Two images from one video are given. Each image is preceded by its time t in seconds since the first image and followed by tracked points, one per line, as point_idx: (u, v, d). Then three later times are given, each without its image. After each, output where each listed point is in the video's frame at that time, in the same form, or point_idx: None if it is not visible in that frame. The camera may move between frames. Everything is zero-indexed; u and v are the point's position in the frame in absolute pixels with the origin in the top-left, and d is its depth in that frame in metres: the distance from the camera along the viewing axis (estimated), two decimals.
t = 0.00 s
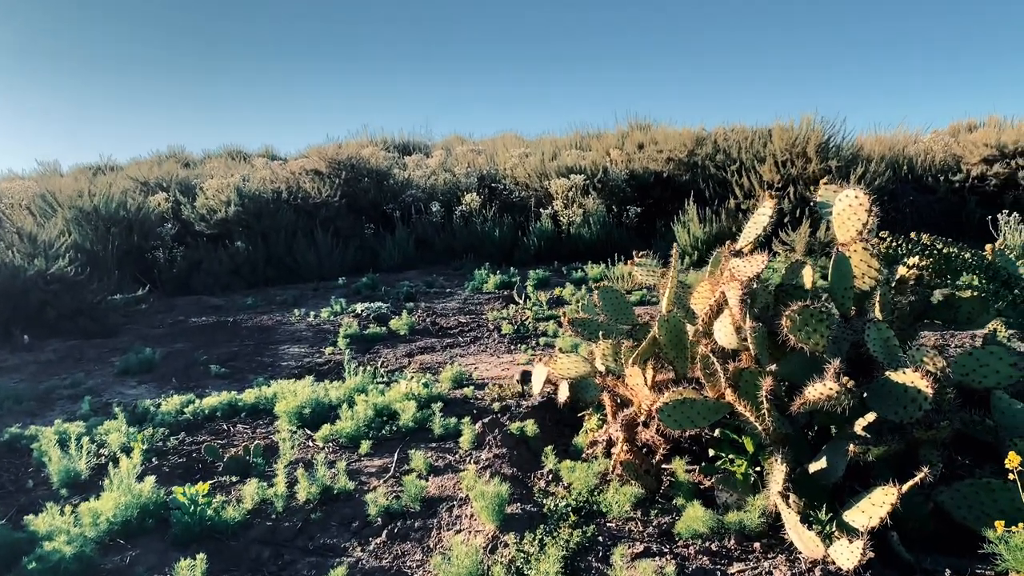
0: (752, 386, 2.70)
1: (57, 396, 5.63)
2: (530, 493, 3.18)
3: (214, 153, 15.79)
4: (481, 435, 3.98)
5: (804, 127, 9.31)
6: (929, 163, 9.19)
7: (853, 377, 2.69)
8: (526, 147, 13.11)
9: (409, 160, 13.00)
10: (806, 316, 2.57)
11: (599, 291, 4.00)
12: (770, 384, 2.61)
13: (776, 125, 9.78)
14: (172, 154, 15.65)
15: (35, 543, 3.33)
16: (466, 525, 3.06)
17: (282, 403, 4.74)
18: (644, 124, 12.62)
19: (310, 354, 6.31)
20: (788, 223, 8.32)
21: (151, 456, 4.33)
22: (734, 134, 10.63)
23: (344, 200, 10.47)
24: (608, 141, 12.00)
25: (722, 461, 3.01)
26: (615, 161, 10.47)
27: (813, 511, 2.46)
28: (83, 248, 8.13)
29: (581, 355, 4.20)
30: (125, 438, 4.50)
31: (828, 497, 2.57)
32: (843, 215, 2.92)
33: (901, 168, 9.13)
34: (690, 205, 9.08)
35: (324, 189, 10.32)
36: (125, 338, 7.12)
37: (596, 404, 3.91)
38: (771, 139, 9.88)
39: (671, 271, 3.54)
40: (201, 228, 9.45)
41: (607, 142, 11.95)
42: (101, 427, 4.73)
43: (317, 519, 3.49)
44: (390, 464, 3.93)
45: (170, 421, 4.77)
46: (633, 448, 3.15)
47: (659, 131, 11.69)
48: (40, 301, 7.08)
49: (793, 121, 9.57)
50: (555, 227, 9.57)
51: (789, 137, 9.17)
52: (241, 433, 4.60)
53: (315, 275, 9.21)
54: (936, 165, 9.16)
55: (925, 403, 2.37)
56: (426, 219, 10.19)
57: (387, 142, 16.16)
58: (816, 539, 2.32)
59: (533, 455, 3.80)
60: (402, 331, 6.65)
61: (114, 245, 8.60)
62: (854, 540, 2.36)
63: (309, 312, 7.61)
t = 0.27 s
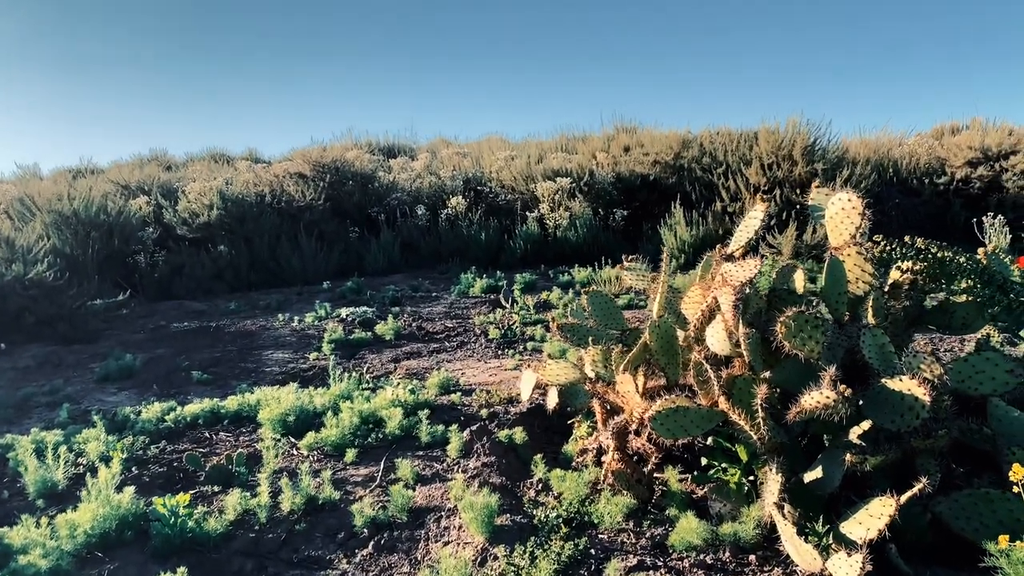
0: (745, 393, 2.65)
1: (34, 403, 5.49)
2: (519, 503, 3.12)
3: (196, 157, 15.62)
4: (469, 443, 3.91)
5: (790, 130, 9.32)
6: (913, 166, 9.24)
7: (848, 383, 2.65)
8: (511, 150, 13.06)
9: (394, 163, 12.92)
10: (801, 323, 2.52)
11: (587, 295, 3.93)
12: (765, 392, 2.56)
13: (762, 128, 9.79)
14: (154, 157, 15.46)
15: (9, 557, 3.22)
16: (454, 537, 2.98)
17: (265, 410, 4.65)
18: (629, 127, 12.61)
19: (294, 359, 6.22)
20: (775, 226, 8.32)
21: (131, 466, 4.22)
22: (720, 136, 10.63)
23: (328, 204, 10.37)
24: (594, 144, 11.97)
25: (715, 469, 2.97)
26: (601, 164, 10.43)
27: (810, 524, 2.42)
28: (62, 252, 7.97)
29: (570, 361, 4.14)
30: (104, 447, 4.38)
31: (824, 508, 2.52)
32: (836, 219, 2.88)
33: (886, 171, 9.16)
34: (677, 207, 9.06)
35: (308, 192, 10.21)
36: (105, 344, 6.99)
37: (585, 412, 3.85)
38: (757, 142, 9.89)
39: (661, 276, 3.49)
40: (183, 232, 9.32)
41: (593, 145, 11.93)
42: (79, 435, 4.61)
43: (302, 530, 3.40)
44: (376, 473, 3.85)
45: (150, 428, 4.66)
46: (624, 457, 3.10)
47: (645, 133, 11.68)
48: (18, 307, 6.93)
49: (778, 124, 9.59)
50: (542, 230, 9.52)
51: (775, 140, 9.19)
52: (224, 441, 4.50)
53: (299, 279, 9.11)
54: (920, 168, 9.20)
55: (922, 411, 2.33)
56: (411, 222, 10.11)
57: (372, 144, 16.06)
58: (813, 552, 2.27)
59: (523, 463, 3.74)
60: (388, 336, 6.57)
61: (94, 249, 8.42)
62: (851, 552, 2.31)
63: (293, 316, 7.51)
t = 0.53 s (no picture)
0: (745, 402, 2.61)
1: (18, 408, 5.39)
2: (514, 512, 3.06)
3: (185, 159, 15.50)
4: (462, 451, 3.85)
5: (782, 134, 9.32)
6: (904, 170, 9.25)
7: (849, 391, 2.61)
8: (502, 153, 13.02)
9: (385, 166, 12.85)
10: (801, 330, 2.48)
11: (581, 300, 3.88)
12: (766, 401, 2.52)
13: (753, 131, 9.79)
14: (142, 160, 15.33)
15: None
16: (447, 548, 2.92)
17: (254, 416, 4.57)
18: (621, 130, 12.59)
19: (284, 364, 6.13)
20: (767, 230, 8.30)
21: (117, 473, 4.14)
22: (711, 140, 10.62)
23: (318, 207, 10.29)
24: (585, 147, 11.94)
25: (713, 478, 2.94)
26: (593, 167, 10.39)
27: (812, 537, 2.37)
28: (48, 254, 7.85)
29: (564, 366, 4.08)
30: (89, 454, 4.29)
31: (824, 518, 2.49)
32: (834, 224, 2.84)
33: (877, 175, 9.17)
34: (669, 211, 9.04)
35: (298, 195, 10.13)
36: (91, 348, 6.88)
37: (580, 419, 3.81)
38: (749, 145, 9.88)
39: (657, 280, 3.45)
40: (171, 235, 9.21)
41: (584, 148, 11.90)
42: (63, 441, 4.51)
43: (291, 540, 3.33)
44: (367, 480, 3.79)
45: (136, 434, 4.58)
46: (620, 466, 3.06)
47: (636, 137, 11.66)
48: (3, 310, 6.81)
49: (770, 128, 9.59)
50: (533, 233, 9.47)
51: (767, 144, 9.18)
52: (212, 448, 4.42)
53: (289, 282, 9.03)
54: (912, 171, 9.22)
55: (925, 421, 2.30)
56: (402, 226, 10.05)
57: (362, 147, 15.99)
58: (815, 564, 2.22)
59: (517, 471, 3.69)
60: (379, 340, 6.50)
61: (81, 252, 8.30)
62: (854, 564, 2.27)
63: (283, 320, 7.43)
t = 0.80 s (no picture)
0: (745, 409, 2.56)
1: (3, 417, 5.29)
2: (510, 522, 3.00)
3: (174, 164, 15.38)
4: (456, 458, 3.79)
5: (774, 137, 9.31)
6: (896, 173, 9.25)
7: (851, 397, 2.57)
8: (494, 156, 12.97)
9: (376, 170, 12.77)
10: (803, 335, 2.44)
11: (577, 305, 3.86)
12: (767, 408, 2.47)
13: (746, 135, 9.78)
14: (131, 164, 15.20)
15: None
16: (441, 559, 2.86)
17: (245, 424, 4.49)
18: (613, 134, 12.56)
19: (275, 370, 6.06)
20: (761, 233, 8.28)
21: (104, 483, 4.05)
22: (704, 143, 10.61)
23: (309, 211, 10.21)
24: (578, 150, 11.91)
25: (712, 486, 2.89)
26: (585, 170, 10.36)
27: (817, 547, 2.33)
28: (35, 260, 7.74)
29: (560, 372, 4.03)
30: (76, 464, 4.20)
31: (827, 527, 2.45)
32: (834, 228, 2.81)
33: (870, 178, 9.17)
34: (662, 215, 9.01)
35: (289, 199, 10.05)
36: (79, 355, 6.78)
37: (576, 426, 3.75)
38: (741, 148, 9.87)
39: (654, 285, 3.41)
40: (161, 240, 9.11)
41: (576, 151, 11.86)
42: (49, 451, 4.42)
43: (283, 551, 3.26)
44: (360, 490, 3.72)
45: (124, 443, 4.49)
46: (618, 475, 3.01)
47: (628, 140, 11.63)
48: None
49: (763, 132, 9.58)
50: (526, 237, 9.42)
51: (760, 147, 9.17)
52: (201, 457, 4.34)
53: (280, 288, 8.96)
54: (904, 174, 9.23)
55: (930, 428, 2.26)
56: (394, 230, 9.98)
57: (353, 151, 15.91)
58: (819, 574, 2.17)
59: (512, 479, 3.64)
60: (371, 345, 6.43)
61: (70, 258, 8.19)
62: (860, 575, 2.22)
63: (273, 326, 7.35)
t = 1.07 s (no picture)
0: (748, 415, 2.52)
1: None
2: (509, 530, 2.95)
3: (167, 166, 15.28)
4: (453, 464, 3.73)
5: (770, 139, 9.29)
6: (892, 175, 9.24)
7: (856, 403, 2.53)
8: (489, 159, 12.93)
9: (370, 172, 12.71)
10: (808, 340, 2.40)
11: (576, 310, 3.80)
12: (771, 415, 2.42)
13: (741, 137, 9.75)
14: (124, 167, 15.10)
15: None
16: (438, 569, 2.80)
17: (238, 429, 4.43)
18: (608, 136, 12.53)
19: (268, 374, 5.99)
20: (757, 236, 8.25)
21: (95, 489, 3.98)
22: (699, 146, 10.58)
23: (303, 214, 10.14)
24: (573, 152, 11.87)
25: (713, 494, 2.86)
26: (580, 173, 10.31)
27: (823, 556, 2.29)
28: (25, 262, 7.64)
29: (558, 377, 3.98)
30: (66, 470, 4.12)
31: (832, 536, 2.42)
32: (838, 231, 2.77)
33: (866, 180, 9.15)
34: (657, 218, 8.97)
35: (283, 202, 9.97)
36: (70, 359, 6.70)
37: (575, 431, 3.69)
38: (737, 151, 9.84)
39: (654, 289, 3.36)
40: (153, 243, 9.02)
41: (572, 153, 11.82)
42: (39, 457, 4.34)
43: (277, 559, 3.19)
44: (355, 496, 3.66)
45: (115, 449, 4.42)
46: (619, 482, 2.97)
47: (623, 143, 11.60)
48: None
49: (758, 134, 9.56)
50: (521, 240, 9.37)
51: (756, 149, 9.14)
52: (194, 462, 4.27)
53: (274, 291, 8.90)
54: (900, 176, 9.22)
55: (939, 436, 2.22)
56: (388, 232, 9.92)
57: (347, 154, 15.84)
58: None
59: (511, 486, 3.59)
60: (365, 349, 6.37)
61: (61, 260, 8.10)
62: None
63: (267, 329, 7.28)
